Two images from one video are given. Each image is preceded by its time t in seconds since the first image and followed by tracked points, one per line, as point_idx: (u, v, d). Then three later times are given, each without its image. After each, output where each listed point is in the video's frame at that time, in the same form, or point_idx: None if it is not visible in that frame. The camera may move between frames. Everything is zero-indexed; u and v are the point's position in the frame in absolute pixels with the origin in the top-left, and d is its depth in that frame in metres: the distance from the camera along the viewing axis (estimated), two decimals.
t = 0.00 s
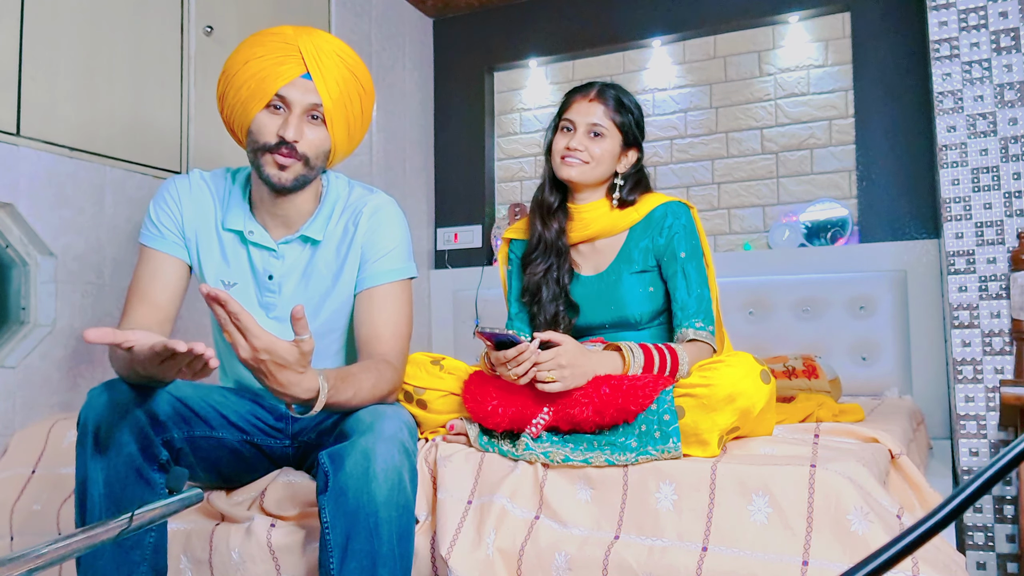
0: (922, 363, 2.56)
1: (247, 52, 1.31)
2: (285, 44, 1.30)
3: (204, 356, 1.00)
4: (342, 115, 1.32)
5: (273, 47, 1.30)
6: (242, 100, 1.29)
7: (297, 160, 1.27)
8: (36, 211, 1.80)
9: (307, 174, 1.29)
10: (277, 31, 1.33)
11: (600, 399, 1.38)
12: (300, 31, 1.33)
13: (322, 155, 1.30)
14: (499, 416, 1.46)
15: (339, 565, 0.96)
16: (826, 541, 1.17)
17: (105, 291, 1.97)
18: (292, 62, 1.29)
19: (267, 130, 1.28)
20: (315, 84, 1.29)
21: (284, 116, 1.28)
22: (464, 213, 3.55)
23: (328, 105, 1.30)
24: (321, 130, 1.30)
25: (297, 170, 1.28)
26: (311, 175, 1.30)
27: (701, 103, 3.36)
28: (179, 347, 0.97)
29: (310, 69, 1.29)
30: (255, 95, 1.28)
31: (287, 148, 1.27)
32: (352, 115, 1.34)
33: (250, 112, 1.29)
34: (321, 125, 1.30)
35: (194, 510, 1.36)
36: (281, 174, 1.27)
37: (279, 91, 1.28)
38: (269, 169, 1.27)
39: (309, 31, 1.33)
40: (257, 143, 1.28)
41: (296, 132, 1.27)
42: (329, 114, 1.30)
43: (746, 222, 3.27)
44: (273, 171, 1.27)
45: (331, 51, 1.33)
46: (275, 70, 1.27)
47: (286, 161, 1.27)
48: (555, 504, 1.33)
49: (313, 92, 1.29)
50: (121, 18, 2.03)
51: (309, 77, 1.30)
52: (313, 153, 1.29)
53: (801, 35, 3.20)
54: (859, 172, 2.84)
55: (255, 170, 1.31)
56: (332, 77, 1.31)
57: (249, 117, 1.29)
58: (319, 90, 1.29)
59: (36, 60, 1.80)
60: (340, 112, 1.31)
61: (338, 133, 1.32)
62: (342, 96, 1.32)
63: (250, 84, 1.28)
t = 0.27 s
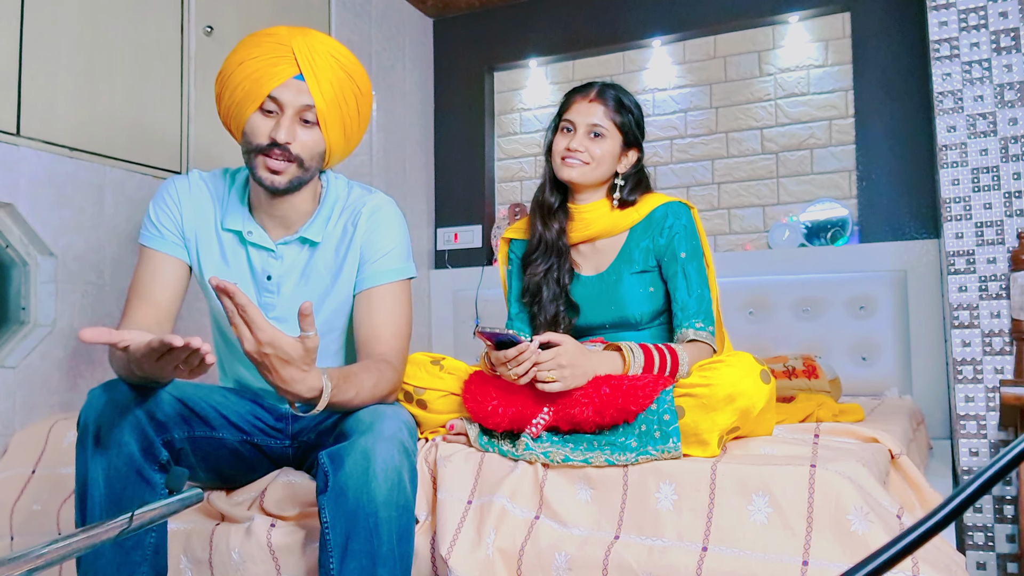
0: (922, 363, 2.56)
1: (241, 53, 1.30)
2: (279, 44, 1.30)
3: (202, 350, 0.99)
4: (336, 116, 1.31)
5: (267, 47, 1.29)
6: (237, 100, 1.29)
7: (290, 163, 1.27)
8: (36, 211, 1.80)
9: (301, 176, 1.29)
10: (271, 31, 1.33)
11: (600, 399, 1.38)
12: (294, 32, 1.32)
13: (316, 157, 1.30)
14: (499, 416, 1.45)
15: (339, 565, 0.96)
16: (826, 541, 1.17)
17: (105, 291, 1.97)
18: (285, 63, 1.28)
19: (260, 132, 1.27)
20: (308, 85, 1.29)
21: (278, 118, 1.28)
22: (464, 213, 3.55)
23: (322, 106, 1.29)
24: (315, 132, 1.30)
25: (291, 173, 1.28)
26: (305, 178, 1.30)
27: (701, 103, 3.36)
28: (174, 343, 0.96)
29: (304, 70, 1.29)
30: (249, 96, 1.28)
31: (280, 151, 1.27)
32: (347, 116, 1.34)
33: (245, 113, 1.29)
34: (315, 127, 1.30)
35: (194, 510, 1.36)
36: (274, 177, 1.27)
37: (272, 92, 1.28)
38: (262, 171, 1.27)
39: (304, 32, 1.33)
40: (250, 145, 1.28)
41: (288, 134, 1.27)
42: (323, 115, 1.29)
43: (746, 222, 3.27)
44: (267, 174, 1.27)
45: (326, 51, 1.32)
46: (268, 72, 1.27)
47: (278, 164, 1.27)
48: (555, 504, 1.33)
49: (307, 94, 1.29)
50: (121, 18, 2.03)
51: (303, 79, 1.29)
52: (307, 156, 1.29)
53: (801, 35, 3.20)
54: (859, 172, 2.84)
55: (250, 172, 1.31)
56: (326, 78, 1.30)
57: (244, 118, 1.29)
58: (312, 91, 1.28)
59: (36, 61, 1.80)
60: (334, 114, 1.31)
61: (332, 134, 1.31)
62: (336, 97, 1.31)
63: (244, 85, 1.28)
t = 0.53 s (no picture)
0: (921, 363, 2.56)
1: (249, 53, 1.31)
2: (288, 45, 1.30)
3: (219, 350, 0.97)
4: (344, 117, 1.32)
5: (276, 48, 1.30)
6: (243, 100, 1.29)
7: (299, 164, 1.27)
8: (36, 211, 1.80)
9: (308, 177, 1.29)
10: (279, 32, 1.33)
11: (600, 399, 1.38)
12: (303, 33, 1.33)
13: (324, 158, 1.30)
14: (499, 416, 1.45)
15: (339, 565, 0.96)
16: (827, 541, 1.17)
17: (105, 291, 1.97)
18: (295, 65, 1.29)
19: (269, 132, 1.28)
20: (317, 86, 1.30)
21: (286, 119, 1.28)
22: (464, 213, 3.55)
23: (331, 107, 1.30)
24: (322, 133, 1.30)
25: (299, 173, 1.28)
26: (312, 178, 1.30)
27: (701, 103, 3.36)
28: (202, 327, 0.93)
29: (313, 71, 1.29)
30: (257, 97, 1.28)
31: (290, 151, 1.27)
32: (354, 117, 1.34)
33: (252, 113, 1.28)
34: (323, 128, 1.31)
35: (194, 510, 1.36)
36: (282, 176, 1.27)
37: (281, 93, 1.28)
38: (270, 171, 1.27)
39: (312, 33, 1.33)
40: (258, 145, 1.28)
41: (298, 135, 1.27)
42: (331, 117, 1.30)
43: (746, 222, 3.27)
44: (275, 173, 1.27)
45: (334, 53, 1.33)
46: (278, 72, 1.28)
47: (288, 164, 1.27)
48: (556, 505, 1.33)
49: (316, 95, 1.29)
50: (121, 18, 2.03)
51: (312, 80, 1.30)
52: (315, 156, 1.29)
53: (801, 35, 3.20)
54: (859, 172, 2.84)
55: (255, 172, 1.31)
56: (335, 79, 1.31)
57: (251, 118, 1.29)
58: (321, 92, 1.29)
59: (37, 61, 1.80)
60: (342, 115, 1.32)
61: (340, 135, 1.32)
62: (344, 98, 1.32)
63: (253, 86, 1.28)
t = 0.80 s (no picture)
0: (922, 363, 2.56)
1: (253, 53, 1.30)
2: (293, 45, 1.30)
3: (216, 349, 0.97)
4: (348, 118, 1.32)
5: (281, 47, 1.30)
6: (248, 100, 1.29)
7: (303, 164, 1.27)
8: (36, 211, 1.80)
9: (311, 177, 1.29)
10: (284, 32, 1.33)
11: (600, 399, 1.38)
12: (307, 32, 1.33)
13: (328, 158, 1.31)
14: (499, 416, 1.46)
15: (339, 565, 0.96)
16: (826, 541, 1.17)
17: (105, 291, 1.97)
18: (300, 65, 1.29)
19: (273, 132, 1.28)
20: (322, 87, 1.30)
21: (290, 119, 1.28)
22: (464, 213, 3.55)
23: (335, 108, 1.30)
24: (326, 133, 1.30)
25: (303, 174, 1.28)
26: (316, 178, 1.30)
27: (701, 103, 3.36)
28: (197, 329, 0.93)
29: (318, 71, 1.30)
30: (262, 97, 1.28)
31: (294, 152, 1.27)
32: (358, 117, 1.35)
33: (256, 113, 1.29)
34: (327, 128, 1.31)
35: (194, 511, 1.36)
36: (286, 177, 1.27)
37: (286, 93, 1.28)
38: (274, 172, 1.27)
39: (317, 33, 1.33)
40: (262, 145, 1.28)
41: (302, 135, 1.27)
42: (336, 117, 1.30)
43: (746, 222, 3.27)
44: (279, 174, 1.27)
45: (338, 52, 1.33)
46: (283, 72, 1.28)
47: (292, 164, 1.27)
48: (556, 505, 1.33)
49: (321, 95, 1.30)
50: (121, 18, 2.03)
51: (317, 80, 1.30)
52: (319, 157, 1.29)
53: (801, 35, 3.20)
54: (859, 172, 2.84)
55: (258, 172, 1.31)
56: (339, 80, 1.31)
57: (255, 118, 1.29)
58: (326, 93, 1.29)
59: (37, 61, 1.80)
60: (347, 116, 1.32)
61: (344, 135, 1.32)
62: (348, 99, 1.32)
63: (257, 85, 1.28)
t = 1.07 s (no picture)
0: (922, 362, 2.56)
1: (254, 53, 1.30)
2: (294, 45, 1.30)
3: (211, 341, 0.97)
4: (349, 118, 1.32)
5: (282, 47, 1.30)
6: (249, 100, 1.29)
7: (304, 164, 1.27)
8: (36, 211, 1.80)
9: (312, 177, 1.29)
10: (285, 31, 1.33)
11: (600, 400, 1.38)
12: (308, 32, 1.33)
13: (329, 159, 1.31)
14: (499, 417, 1.46)
15: (339, 565, 0.96)
16: (826, 541, 1.17)
17: (105, 291, 1.97)
18: (300, 65, 1.29)
19: (274, 133, 1.28)
20: (323, 87, 1.30)
21: (291, 119, 1.28)
22: (464, 213, 3.55)
23: (336, 109, 1.30)
24: (327, 133, 1.30)
25: (303, 173, 1.28)
26: (317, 178, 1.30)
27: (701, 103, 3.36)
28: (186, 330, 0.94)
29: (318, 72, 1.30)
30: (263, 96, 1.28)
31: (295, 151, 1.27)
32: (359, 117, 1.35)
33: (257, 113, 1.29)
34: (328, 128, 1.31)
35: (195, 510, 1.36)
36: (287, 177, 1.27)
37: (287, 93, 1.28)
38: (274, 170, 1.27)
39: (317, 33, 1.33)
40: (263, 145, 1.28)
41: (303, 136, 1.27)
42: (336, 118, 1.30)
43: (746, 222, 3.27)
44: (279, 174, 1.27)
45: (338, 52, 1.33)
46: (283, 72, 1.27)
47: (293, 164, 1.27)
48: (556, 505, 1.33)
49: (322, 96, 1.30)
50: (121, 18, 2.03)
51: (317, 80, 1.30)
52: (320, 157, 1.29)
53: (801, 35, 3.20)
54: (859, 172, 2.84)
55: (259, 171, 1.31)
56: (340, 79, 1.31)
57: (256, 118, 1.29)
58: (327, 93, 1.29)
59: (36, 61, 1.80)
60: (347, 116, 1.32)
61: (345, 135, 1.32)
62: (349, 99, 1.32)
63: (258, 85, 1.28)
